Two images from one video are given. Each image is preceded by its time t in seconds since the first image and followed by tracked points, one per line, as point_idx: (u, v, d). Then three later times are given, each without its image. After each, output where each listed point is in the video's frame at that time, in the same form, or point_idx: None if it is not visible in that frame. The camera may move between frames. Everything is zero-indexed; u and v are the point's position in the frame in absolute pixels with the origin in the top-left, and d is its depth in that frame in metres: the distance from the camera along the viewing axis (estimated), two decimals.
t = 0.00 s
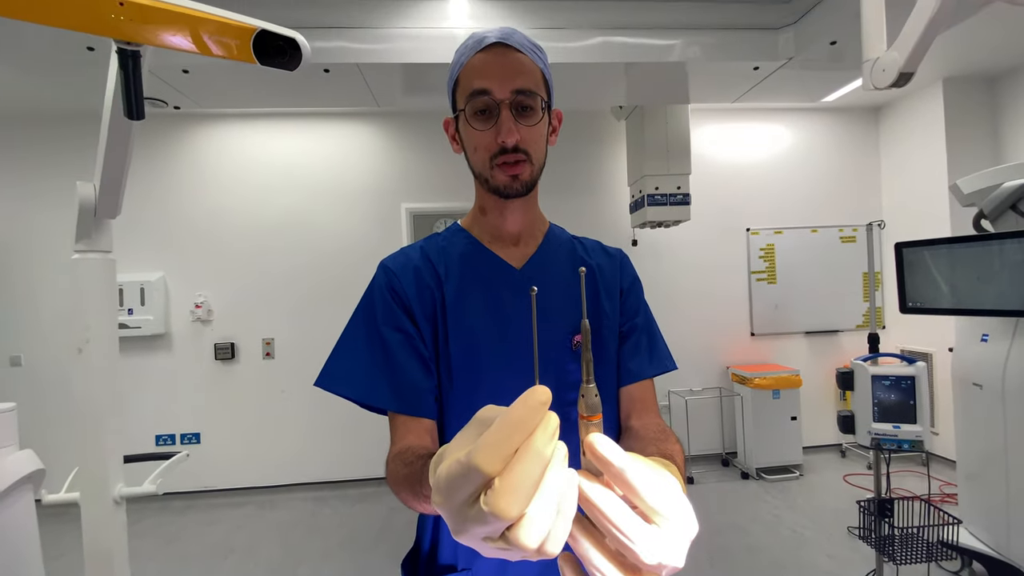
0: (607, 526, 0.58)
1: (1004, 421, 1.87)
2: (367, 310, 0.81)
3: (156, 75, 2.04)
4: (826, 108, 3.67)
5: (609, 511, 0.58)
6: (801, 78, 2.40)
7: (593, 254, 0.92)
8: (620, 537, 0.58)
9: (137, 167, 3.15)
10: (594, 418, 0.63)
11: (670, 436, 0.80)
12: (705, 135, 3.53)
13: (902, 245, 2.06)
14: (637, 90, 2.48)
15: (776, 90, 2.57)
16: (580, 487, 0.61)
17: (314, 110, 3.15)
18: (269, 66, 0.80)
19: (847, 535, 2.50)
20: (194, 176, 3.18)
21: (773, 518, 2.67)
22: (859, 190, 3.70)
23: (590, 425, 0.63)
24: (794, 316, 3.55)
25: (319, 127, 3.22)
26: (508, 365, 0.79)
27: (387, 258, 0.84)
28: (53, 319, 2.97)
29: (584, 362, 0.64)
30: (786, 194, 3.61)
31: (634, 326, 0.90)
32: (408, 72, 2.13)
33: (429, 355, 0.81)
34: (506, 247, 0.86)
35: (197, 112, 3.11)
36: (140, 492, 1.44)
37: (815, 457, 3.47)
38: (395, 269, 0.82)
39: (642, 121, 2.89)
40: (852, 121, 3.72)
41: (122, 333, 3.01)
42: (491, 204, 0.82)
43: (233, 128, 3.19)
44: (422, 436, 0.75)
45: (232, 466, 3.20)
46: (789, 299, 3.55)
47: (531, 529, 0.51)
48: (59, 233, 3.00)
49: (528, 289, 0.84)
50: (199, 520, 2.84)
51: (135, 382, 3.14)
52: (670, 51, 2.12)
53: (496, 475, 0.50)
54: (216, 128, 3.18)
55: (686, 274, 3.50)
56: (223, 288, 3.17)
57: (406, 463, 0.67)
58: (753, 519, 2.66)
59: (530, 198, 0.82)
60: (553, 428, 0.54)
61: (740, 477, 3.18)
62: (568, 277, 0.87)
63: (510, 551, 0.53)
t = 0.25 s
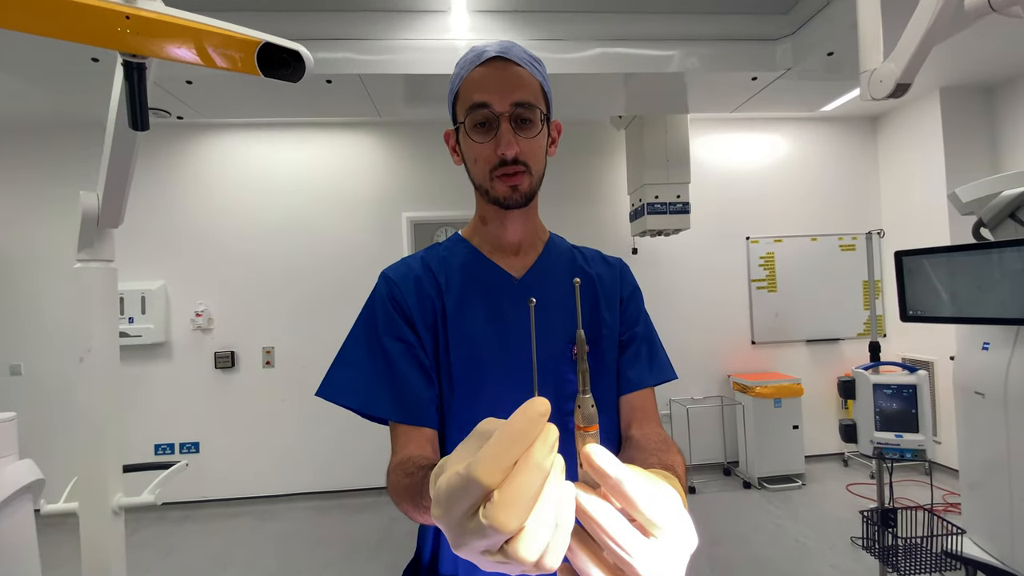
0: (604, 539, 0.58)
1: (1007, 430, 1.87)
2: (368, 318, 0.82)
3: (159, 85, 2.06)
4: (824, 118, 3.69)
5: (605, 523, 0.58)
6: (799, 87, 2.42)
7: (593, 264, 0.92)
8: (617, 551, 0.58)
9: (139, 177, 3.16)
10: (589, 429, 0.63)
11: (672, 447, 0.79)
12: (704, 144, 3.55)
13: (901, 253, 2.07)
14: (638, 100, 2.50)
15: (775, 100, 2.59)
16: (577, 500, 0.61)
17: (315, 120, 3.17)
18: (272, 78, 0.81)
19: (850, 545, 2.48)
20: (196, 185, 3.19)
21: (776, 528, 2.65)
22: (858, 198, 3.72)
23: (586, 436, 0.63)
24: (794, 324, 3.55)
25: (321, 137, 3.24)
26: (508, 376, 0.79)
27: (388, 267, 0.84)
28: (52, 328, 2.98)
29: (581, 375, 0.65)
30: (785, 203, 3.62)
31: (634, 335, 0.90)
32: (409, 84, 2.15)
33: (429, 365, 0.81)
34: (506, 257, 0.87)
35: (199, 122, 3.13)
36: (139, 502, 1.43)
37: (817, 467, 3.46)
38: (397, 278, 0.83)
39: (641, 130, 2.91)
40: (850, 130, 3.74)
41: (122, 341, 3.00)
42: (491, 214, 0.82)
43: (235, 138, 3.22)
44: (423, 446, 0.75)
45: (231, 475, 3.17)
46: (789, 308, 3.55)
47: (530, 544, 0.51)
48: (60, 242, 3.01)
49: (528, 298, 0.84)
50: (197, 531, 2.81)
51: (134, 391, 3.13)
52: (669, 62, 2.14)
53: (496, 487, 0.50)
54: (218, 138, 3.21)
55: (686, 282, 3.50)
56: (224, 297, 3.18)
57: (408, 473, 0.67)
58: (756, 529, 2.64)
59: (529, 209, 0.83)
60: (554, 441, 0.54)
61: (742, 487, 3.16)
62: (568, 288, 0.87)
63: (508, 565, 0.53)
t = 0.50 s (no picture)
0: (604, 548, 0.58)
1: (1009, 436, 1.86)
2: (368, 325, 0.81)
3: (161, 92, 2.07)
4: (823, 125, 3.71)
5: (606, 531, 0.58)
6: (798, 94, 2.43)
7: (592, 270, 0.92)
8: (618, 560, 0.57)
9: (141, 183, 3.17)
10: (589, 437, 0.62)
11: (673, 455, 0.79)
12: (703, 151, 3.56)
13: (901, 259, 2.09)
14: (637, 107, 2.51)
15: (774, 106, 2.60)
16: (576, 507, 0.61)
17: (317, 126, 3.19)
18: (273, 84, 0.81)
19: (853, 553, 2.46)
20: (197, 191, 3.20)
21: (778, 535, 2.63)
22: (858, 204, 3.72)
23: (585, 443, 0.62)
24: (795, 330, 3.55)
25: (322, 143, 3.26)
26: (509, 382, 0.79)
27: (388, 274, 0.84)
28: (52, 334, 2.97)
29: (579, 381, 0.64)
30: (785, 209, 3.63)
31: (634, 341, 0.90)
32: (410, 90, 2.16)
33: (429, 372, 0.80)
34: (506, 263, 0.87)
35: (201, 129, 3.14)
36: (136, 510, 1.42)
37: (819, 474, 3.44)
38: (397, 284, 0.83)
39: (641, 137, 2.92)
40: (848, 136, 3.75)
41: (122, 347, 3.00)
42: (491, 221, 0.82)
43: (236, 144, 3.23)
44: (424, 454, 0.74)
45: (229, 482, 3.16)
46: (790, 313, 3.54)
47: (530, 549, 0.50)
48: (61, 248, 3.02)
49: (528, 305, 0.84)
50: (195, 538, 2.79)
51: (133, 397, 3.12)
52: (668, 69, 2.15)
53: (496, 491, 0.50)
54: (219, 144, 3.22)
55: (686, 288, 3.50)
56: (224, 302, 3.17)
57: (408, 480, 0.66)
58: (758, 537, 2.62)
59: (529, 216, 0.83)
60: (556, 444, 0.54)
61: (743, 494, 3.14)
62: (568, 294, 0.87)
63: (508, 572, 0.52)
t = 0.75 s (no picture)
0: (605, 552, 0.57)
1: (1012, 440, 1.85)
2: (368, 328, 0.81)
3: (162, 96, 2.07)
4: (822, 128, 3.71)
5: (608, 535, 0.57)
6: (797, 98, 2.43)
7: (594, 273, 0.92)
8: (619, 565, 0.56)
9: (142, 187, 3.17)
10: (591, 439, 0.61)
11: (676, 461, 0.78)
12: (703, 155, 3.57)
13: (902, 263, 2.09)
14: (637, 111, 2.52)
15: (774, 110, 2.61)
16: (578, 511, 0.60)
17: (318, 130, 3.19)
18: (273, 88, 0.81)
19: (856, 558, 2.44)
20: (198, 195, 3.21)
21: (779, 540, 2.62)
22: (858, 208, 3.73)
23: (585, 446, 0.61)
24: (796, 334, 3.54)
25: (323, 147, 3.26)
26: (510, 386, 0.78)
27: (388, 277, 0.84)
28: (51, 338, 2.97)
29: (579, 384, 0.63)
30: (785, 213, 3.63)
31: (635, 345, 0.90)
32: (410, 95, 2.17)
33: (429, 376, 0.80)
34: (507, 267, 0.86)
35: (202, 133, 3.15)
36: (135, 514, 1.41)
37: (820, 478, 3.42)
38: (397, 288, 0.82)
39: (640, 140, 2.93)
40: (848, 140, 3.75)
41: (121, 351, 2.99)
42: (492, 224, 0.82)
43: (236, 148, 3.23)
44: (425, 458, 0.73)
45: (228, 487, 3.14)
46: (790, 317, 3.54)
47: (532, 552, 0.50)
48: (61, 252, 3.02)
49: (529, 308, 0.83)
50: (193, 543, 2.78)
51: (132, 401, 3.11)
52: (668, 73, 2.16)
53: (497, 493, 0.49)
54: (220, 148, 3.22)
55: (686, 292, 3.50)
56: (224, 306, 3.17)
57: (408, 485, 0.66)
58: (759, 542, 2.60)
59: (531, 219, 0.83)
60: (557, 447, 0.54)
61: (745, 498, 3.13)
62: (569, 297, 0.87)
63: None
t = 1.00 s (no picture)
0: (602, 554, 0.56)
1: (1013, 443, 1.84)
2: (367, 330, 0.81)
3: (162, 98, 2.07)
4: (822, 131, 3.71)
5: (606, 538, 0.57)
6: (797, 100, 2.44)
7: (594, 275, 0.92)
8: (616, 567, 0.56)
9: (142, 189, 3.18)
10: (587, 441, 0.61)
11: (676, 463, 0.78)
12: (703, 157, 3.58)
13: (902, 265, 2.08)
14: (638, 113, 2.52)
15: (773, 113, 2.61)
16: (575, 513, 0.60)
17: (318, 133, 3.20)
18: (272, 91, 0.80)
19: (857, 561, 2.43)
20: (198, 198, 3.21)
21: (780, 544, 2.61)
22: (858, 210, 3.73)
23: (582, 447, 0.61)
24: (796, 337, 3.54)
25: (323, 149, 3.26)
26: (509, 387, 0.78)
27: (387, 278, 0.84)
28: (50, 341, 2.96)
29: (575, 383, 0.62)
30: (785, 216, 3.63)
31: (635, 346, 0.89)
32: (411, 97, 2.17)
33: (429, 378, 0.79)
34: (507, 268, 0.86)
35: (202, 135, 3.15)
36: (133, 517, 1.40)
37: (821, 481, 3.41)
38: (397, 289, 0.82)
39: (640, 143, 2.93)
40: (847, 143, 3.76)
41: (120, 353, 2.99)
42: (491, 225, 0.82)
43: (237, 151, 3.23)
44: (424, 459, 0.73)
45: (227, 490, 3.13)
46: (791, 319, 3.54)
47: (529, 553, 0.49)
48: (61, 254, 3.02)
49: (528, 309, 0.83)
50: (192, 547, 2.77)
51: (131, 404, 3.10)
52: (667, 76, 2.16)
53: (494, 493, 0.49)
54: (220, 150, 3.22)
55: (686, 295, 3.50)
56: (224, 309, 3.17)
57: (407, 487, 0.66)
58: (760, 545, 2.59)
59: (531, 220, 0.82)
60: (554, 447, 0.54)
61: (746, 501, 3.12)
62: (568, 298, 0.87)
63: None
